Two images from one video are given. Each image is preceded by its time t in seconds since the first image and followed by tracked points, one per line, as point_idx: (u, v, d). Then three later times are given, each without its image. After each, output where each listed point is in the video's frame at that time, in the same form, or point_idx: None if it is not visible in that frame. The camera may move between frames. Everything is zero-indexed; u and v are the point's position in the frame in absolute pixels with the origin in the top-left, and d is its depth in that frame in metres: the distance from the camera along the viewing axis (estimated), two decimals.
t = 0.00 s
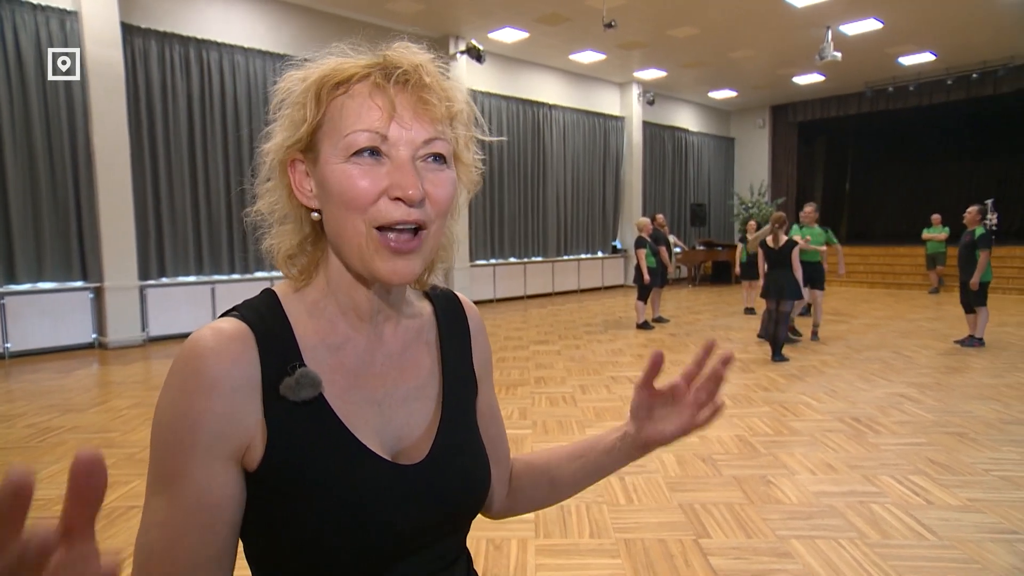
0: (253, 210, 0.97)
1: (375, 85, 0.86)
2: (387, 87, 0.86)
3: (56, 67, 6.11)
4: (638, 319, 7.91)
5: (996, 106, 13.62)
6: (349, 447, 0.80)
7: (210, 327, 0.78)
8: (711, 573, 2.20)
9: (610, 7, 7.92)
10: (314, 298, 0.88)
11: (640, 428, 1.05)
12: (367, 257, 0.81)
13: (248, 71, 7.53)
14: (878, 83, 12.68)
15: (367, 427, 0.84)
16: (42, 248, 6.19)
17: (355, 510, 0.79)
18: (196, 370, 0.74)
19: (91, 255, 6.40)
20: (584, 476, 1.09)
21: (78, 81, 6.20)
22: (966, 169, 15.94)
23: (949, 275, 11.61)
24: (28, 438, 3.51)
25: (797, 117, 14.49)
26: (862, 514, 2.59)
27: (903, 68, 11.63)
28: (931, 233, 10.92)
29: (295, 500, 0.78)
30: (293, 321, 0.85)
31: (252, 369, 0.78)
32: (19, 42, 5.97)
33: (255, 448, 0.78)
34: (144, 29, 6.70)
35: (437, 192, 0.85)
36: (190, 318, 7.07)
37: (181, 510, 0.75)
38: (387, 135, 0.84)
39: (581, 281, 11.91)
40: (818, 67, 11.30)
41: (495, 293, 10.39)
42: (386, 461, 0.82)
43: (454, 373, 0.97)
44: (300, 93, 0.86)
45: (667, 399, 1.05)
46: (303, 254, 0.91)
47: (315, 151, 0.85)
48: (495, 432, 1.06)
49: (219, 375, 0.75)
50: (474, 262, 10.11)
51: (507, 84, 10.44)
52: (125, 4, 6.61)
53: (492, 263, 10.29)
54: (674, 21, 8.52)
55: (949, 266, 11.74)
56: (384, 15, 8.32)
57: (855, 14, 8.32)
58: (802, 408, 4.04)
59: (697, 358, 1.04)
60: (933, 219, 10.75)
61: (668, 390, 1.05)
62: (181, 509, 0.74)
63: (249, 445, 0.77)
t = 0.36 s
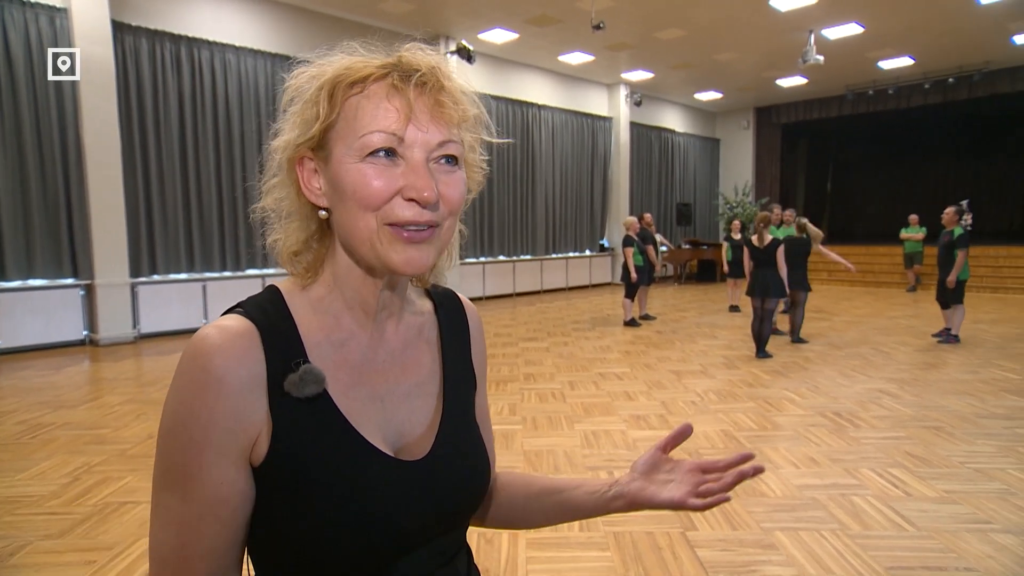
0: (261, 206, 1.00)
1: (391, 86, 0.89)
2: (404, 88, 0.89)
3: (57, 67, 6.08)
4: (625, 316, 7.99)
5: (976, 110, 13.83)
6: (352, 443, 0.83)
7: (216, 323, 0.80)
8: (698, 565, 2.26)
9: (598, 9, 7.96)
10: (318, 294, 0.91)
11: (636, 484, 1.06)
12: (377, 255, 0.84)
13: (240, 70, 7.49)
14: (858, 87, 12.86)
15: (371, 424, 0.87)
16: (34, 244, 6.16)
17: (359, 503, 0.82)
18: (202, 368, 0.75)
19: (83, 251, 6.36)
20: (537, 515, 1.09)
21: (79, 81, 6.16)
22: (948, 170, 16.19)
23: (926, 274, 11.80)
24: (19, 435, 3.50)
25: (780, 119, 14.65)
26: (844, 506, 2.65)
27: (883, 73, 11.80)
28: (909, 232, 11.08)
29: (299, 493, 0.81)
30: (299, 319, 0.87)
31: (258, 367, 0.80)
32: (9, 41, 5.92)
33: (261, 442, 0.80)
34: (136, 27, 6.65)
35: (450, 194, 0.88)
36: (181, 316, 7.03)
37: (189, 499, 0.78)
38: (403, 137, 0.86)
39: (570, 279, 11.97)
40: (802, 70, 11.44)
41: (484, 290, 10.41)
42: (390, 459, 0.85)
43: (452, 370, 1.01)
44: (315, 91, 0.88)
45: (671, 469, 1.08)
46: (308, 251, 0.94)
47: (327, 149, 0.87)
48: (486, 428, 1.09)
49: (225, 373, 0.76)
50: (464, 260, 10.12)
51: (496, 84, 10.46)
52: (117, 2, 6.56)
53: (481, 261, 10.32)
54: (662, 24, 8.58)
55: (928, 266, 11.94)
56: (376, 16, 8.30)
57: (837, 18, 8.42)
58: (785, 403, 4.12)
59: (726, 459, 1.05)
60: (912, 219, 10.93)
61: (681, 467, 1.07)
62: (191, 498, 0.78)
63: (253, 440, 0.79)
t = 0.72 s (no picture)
0: (267, 198, 1.04)
1: (404, 88, 0.94)
2: (417, 91, 0.94)
3: (56, 67, 6.08)
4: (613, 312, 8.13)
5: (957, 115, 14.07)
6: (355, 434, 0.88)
7: (224, 318, 0.84)
8: (684, 550, 2.37)
9: (587, 16, 8.04)
10: (325, 287, 0.96)
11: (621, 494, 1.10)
12: (386, 247, 0.89)
13: (239, 72, 7.51)
14: (835, 92, 13.08)
15: (373, 416, 0.92)
16: (37, 242, 6.17)
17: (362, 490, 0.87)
18: (210, 363, 0.79)
19: (85, 248, 6.40)
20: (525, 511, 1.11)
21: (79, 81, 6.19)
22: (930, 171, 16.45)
23: (898, 272, 12.05)
24: (23, 428, 3.57)
25: (761, 122, 14.86)
26: (822, 493, 2.77)
27: (859, 79, 12.01)
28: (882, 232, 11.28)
29: (305, 481, 0.85)
30: (304, 312, 0.92)
31: (264, 361, 0.84)
32: (13, 44, 5.92)
33: (268, 433, 0.85)
34: (137, 30, 6.66)
35: (456, 193, 0.94)
36: (183, 313, 7.09)
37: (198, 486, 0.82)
38: (415, 138, 0.92)
39: (559, 276, 12.09)
40: (782, 76, 11.59)
41: (477, 287, 10.49)
42: (393, 450, 0.90)
43: (450, 365, 1.07)
44: (327, 89, 0.92)
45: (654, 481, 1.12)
46: (315, 245, 0.99)
47: (338, 147, 0.92)
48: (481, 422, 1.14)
49: (234, 368, 0.80)
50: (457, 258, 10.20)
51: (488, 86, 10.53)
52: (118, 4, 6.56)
53: (474, 259, 10.40)
54: (649, 30, 8.67)
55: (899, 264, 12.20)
56: (373, 20, 8.33)
57: (816, 27, 8.57)
58: (766, 395, 4.26)
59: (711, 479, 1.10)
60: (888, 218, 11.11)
61: (665, 482, 1.12)
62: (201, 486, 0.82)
63: (260, 432, 0.83)
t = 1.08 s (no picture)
0: (267, 194, 1.01)
1: (407, 89, 0.91)
2: (420, 92, 0.91)
3: (56, 67, 6.13)
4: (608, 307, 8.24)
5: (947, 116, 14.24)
6: (354, 423, 0.85)
7: (224, 312, 0.82)
8: (676, 536, 2.40)
9: (584, 19, 8.11)
10: (325, 284, 0.93)
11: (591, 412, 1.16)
12: (389, 250, 0.86)
13: (244, 74, 7.59)
14: (821, 94, 13.22)
15: (373, 408, 0.89)
16: (49, 238, 6.26)
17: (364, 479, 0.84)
18: (213, 352, 0.78)
19: (96, 245, 6.47)
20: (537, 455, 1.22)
21: (79, 81, 6.24)
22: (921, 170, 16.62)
23: (882, 268, 12.24)
24: (38, 418, 3.69)
25: (752, 123, 15.02)
26: (809, 481, 2.86)
27: (845, 81, 12.17)
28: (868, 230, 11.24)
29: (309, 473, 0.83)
30: (304, 307, 0.89)
31: (266, 352, 0.82)
32: (26, 44, 6.02)
33: (270, 425, 0.82)
34: (145, 32, 6.73)
35: (455, 193, 0.91)
36: (191, 308, 7.18)
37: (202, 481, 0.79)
38: (418, 138, 0.89)
39: (556, 272, 12.19)
40: (771, 78, 11.70)
41: (476, 282, 10.58)
42: (393, 439, 0.87)
43: (448, 356, 1.04)
44: (329, 88, 0.89)
45: (618, 381, 1.15)
46: (316, 241, 0.96)
47: (341, 146, 0.89)
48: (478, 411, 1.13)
49: (236, 357, 0.78)
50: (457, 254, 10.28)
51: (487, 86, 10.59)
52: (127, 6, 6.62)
53: (473, 255, 10.49)
54: (643, 33, 8.75)
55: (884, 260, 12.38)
56: (374, 23, 8.40)
57: (804, 31, 8.65)
58: (757, 387, 4.37)
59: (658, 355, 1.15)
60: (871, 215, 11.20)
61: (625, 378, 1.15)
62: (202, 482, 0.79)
63: (263, 422, 0.81)
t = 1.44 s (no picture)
0: (274, 198, 1.00)
1: (408, 91, 0.92)
2: (421, 94, 0.92)
3: (57, 67, 6.14)
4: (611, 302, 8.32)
5: (950, 114, 14.18)
6: (352, 414, 0.85)
7: (230, 309, 0.83)
8: (676, 524, 2.48)
9: (587, 20, 8.14)
10: (330, 281, 0.93)
11: (603, 438, 1.12)
12: (393, 248, 0.87)
13: (258, 77, 7.71)
14: (821, 93, 13.21)
15: (374, 398, 0.89)
16: (70, 235, 6.38)
17: (362, 466, 0.84)
18: (218, 347, 0.78)
19: (116, 242, 6.62)
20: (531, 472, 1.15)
21: (79, 81, 6.27)
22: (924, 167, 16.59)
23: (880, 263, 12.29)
24: (61, 409, 3.82)
25: (752, 122, 15.05)
26: (806, 472, 2.94)
27: (844, 81, 12.16)
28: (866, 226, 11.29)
29: (306, 459, 0.83)
30: (308, 303, 0.89)
31: (269, 347, 0.83)
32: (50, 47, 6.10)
33: (274, 417, 0.83)
34: (162, 37, 6.84)
35: (457, 191, 0.92)
36: (206, 304, 7.32)
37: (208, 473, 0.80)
38: (420, 139, 0.90)
39: (561, 267, 12.26)
40: (771, 78, 11.70)
41: (482, 277, 10.66)
42: (391, 429, 0.87)
43: (448, 351, 1.04)
44: (332, 92, 0.90)
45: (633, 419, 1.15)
46: (322, 241, 0.95)
47: (346, 148, 0.89)
48: (475, 403, 1.13)
49: (241, 351, 0.79)
50: (464, 250, 10.36)
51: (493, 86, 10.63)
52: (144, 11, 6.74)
53: (480, 251, 10.57)
54: (644, 34, 8.77)
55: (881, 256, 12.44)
56: (381, 25, 8.46)
57: (802, 31, 8.65)
58: (757, 380, 4.45)
59: (682, 408, 1.13)
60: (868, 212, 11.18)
61: (640, 418, 1.15)
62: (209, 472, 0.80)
63: (268, 416, 0.82)
